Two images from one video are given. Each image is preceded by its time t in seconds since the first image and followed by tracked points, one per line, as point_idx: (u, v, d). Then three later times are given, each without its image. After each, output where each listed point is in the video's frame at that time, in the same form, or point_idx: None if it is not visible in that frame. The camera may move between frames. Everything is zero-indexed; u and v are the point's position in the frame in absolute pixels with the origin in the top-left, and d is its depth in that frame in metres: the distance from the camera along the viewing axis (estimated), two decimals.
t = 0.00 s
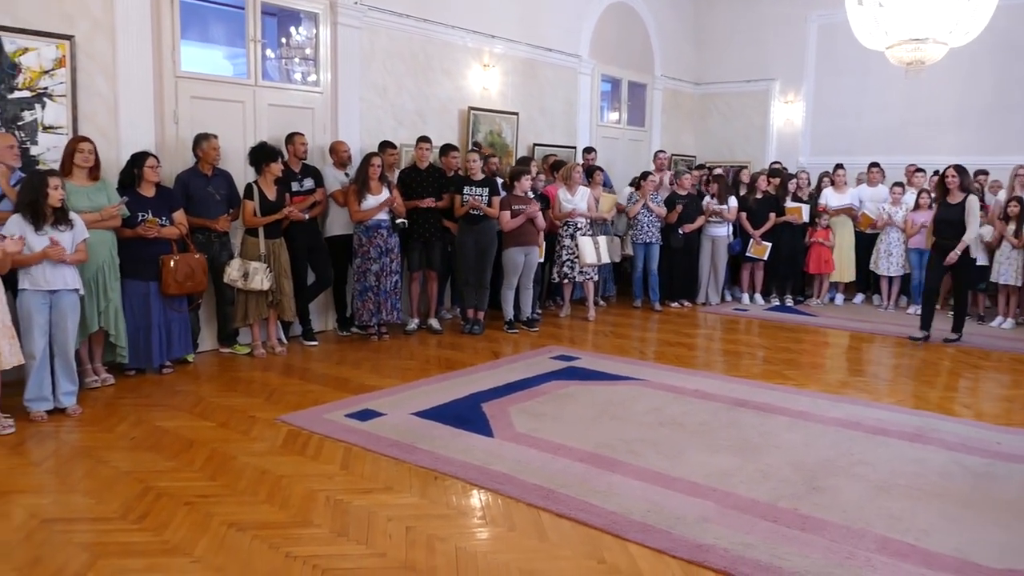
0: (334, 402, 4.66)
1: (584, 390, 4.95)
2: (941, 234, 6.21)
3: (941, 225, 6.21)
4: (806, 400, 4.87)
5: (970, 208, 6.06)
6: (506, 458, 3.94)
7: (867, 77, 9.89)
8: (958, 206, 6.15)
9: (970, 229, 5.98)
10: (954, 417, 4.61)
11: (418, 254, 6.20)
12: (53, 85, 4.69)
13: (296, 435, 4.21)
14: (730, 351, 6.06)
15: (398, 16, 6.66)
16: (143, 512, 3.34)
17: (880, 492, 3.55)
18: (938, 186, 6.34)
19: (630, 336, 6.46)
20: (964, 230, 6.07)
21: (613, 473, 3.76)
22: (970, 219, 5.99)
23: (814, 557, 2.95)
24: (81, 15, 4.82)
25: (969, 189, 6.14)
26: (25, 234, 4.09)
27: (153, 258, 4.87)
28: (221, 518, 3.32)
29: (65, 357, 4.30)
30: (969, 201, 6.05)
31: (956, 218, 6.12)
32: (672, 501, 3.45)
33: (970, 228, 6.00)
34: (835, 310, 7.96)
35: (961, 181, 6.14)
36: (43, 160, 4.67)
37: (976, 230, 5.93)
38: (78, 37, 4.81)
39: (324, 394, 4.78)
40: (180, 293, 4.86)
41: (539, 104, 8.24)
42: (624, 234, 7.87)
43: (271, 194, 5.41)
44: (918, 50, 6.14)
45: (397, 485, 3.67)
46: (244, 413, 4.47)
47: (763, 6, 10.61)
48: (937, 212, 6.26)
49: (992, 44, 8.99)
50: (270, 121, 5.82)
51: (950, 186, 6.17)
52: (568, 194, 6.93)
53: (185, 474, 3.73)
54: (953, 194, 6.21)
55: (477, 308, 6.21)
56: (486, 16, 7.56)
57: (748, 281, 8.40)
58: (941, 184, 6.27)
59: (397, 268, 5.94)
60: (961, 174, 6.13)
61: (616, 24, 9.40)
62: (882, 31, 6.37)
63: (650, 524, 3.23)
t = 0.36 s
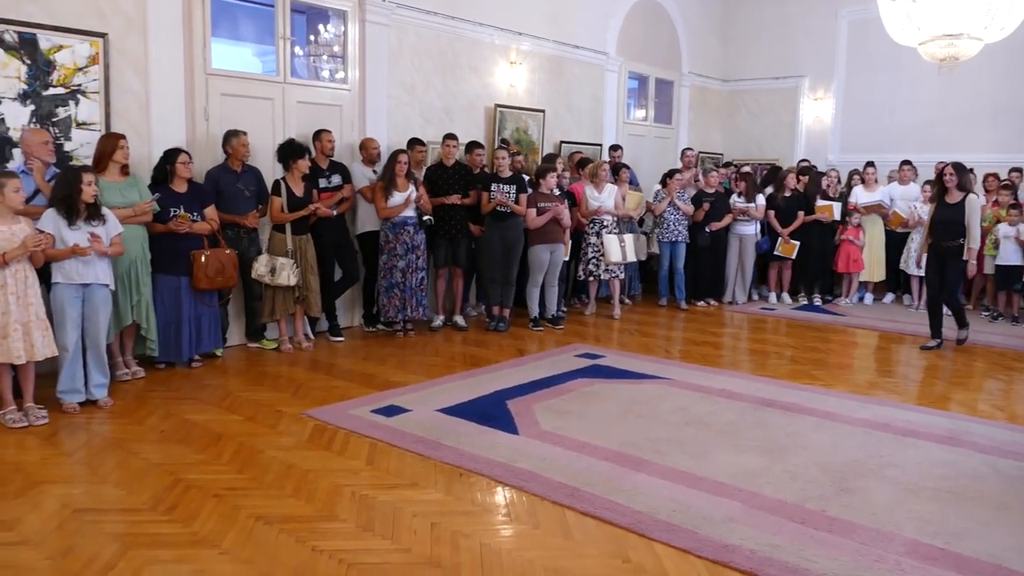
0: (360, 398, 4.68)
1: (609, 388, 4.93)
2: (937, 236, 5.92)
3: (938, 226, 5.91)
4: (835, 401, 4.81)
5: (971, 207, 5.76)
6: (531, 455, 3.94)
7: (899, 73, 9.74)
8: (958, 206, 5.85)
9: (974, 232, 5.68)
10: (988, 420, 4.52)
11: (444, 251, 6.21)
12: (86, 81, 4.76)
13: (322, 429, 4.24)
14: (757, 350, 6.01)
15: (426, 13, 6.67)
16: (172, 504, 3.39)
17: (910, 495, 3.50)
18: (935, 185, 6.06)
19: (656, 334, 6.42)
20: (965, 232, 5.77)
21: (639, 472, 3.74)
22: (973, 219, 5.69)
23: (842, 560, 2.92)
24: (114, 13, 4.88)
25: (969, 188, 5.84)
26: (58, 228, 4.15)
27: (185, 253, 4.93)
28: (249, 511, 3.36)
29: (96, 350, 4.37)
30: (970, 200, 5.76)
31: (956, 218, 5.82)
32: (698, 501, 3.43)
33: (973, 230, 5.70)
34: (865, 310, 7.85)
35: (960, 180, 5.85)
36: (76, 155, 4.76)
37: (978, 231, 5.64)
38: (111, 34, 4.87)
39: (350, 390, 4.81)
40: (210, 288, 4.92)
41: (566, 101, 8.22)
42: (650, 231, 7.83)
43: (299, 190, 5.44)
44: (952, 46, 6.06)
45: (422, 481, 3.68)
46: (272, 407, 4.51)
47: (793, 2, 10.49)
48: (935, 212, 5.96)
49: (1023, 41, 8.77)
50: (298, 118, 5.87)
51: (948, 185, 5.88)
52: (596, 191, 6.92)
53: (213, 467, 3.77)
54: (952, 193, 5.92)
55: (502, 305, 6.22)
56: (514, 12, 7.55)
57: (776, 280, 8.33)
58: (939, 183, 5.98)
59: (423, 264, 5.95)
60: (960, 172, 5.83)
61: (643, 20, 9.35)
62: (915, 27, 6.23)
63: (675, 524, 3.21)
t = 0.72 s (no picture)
0: (378, 396, 4.70)
1: (628, 389, 4.92)
2: (924, 244, 5.73)
3: (927, 235, 5.71)
4: (856, 404, 4.77)
5: (965, 216, 5.61)
6: (549, 455, 3.94)
7: (923, 73, 9.63)
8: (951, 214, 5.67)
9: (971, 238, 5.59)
10: (1013, 425, 4.46)
11: (462, 250, 6.22)
12: (111, 80, 4.81)
13: (341, 427, 4.25)
14: (777, 352, 5.97)
15: (446, 12, 6.68)
16: (192, 500, 3.41)
17: (933, 500, 3.46)
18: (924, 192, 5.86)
19: (674, 335, 6.39)
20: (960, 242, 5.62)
21: (657, 473, 3.72)
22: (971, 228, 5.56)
23: (864, 565, 2.89)
24: (138, 12, 4.92)
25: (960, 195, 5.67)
26: (82, 225, 4.19)
27: (207, 250, 4.96)
28: (268, 508, 3.38)
29: (119, 346, 4.40)
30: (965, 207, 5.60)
31: (950, 228, 5.64)
32: (717, 503, 3.41)
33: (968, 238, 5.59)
34: (886, 312, 7.78)
35: (952, 188, 5.66)
36: (101, 153, 4.81)
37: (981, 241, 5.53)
38: (135, 33, 4.92)
39: (368, 388, 4.82)
40: (233, 285, 4.95)
41: (585, 100, 8.20)
42: (669, 232, 7.80)
43: (319, 189, 5.47)
44: (977, 45, 5.99)
45: (440, 480, 3.69)
46: (291, 405, 4.53)
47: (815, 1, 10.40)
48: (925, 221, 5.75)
49: None
50: (319, 117, 5.89)
51: (940, 192, 5.67)
52: (616, 191, 6.93)
53: (233, 463, 3.80)
54: (943, 201, 5.73)
55: (520, 305, 6.22)
56: (534, 11, 7.54)
57: (796, 281, 8.27)
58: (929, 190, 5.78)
59: (442, 263, 5.96)
60: (951, 179, 5.64)
61: (664, 19, 9.31)
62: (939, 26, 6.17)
63: (695, 526, 3.20)
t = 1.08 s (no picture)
0: (400, 396, 4.71)
1: (649, 389, 4.90)
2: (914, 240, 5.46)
3: (914, 230, 5.44)
4: (881, 404, 4.72)
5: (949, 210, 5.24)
6: (571, 456, 3.93)
7: (948, 69, 9.51)
8: (936, 207, 5.34)
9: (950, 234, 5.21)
10: None
11: (483, 250, 6.23)
12: (136, 83, 4.86)
13: (363, 427, 4.27)
14: (800, 352, 5.92)
15: (466, 13, 6.68)
16: (216, 499, 3.44)
17: (960, 502, 3.41)
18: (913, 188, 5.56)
19: (696, 335, 6.36)
20: (940, 238, 5.28)
21: (679, 474, 3.70)
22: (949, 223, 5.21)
23: (890, 568, 2.85)
24: (162, 16, 4.97)
25: (948, 188, 5.30)
26: (106, 226, 4.25)
27: (232, 252, 4.99)
28: (291, 507, 3.40)
29: (144, 346, 4.45)
30: (947, 200, 5.26)
31: (932, 222, 5.33)
32: (740, 504, 3.39)
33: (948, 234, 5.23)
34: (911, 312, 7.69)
35: (937, 180, 5.33)
36: (126, 155, 4.86)
37: (953, 239, 5.16)
38: (159, 37, 4.97)
39: (389, 388, 4.84)
40: (257, 286, 4.98)
41: (605, 100, 8.17)
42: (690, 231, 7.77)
43: (340, 190, 5.50)
44: (1004, 41, 5.89)
45: (462, 480, 3.69)
46: (313, 405, 4.56)
47: None
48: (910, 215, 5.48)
49: None
50: (340, 118, 5.92)
51: (924, 186, 5.37)
52: (639, 191, 6.95)
53: (256, 463, 3.82)
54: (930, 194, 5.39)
55: (541, 305, 6.21)
56: (553, 11, 7.52)
57: (819, 281, 8.20)
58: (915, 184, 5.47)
59: (463, 264, 5.98)
60: (935, 172, 5.33)
61: (684, 18, 9.26)
62: (965, 22, 6.09)
63: (717, 528, 3.18)
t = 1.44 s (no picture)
0: (426, 397, 4.73)
1: (675, 391, 4.87)
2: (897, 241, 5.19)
3: (897, 231, 5.19)
4: (912, 407, 4.64)
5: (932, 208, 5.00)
6: (596, 457, 3.92)
7: (981, 66, 9.33)
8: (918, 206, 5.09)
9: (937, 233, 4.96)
10: None
11: (508, 250, 6.24)
12: (166, 86, 4.93)
13: (388, 427, 4.29)
14: (829, 354, 5.85)
15: (491, 14, 6.69)
16: (245, 497, 3.48)
17: (994, 508, 3.35)
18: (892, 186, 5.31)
19: (722, 336, 6.31)
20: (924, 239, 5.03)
21: (706, 476, 3.68)
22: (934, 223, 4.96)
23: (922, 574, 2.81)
24: (192, 19, 5.03)
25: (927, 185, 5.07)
26: (136, 228, 4.31)
27: (260, 253, 5.04)
28: (318, 506, 3.42)
29: (173, 346, 4.50)
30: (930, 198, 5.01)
31: (915, 222, 5.08)
32: (769, 507, 3.36)
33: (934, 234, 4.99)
34: (942, 313, 7.56)
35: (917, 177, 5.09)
36: (156, 157, 4.93)
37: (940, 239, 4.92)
38: (189, 40, 5.03)
39: (415, 389, 4.86)
40: (285, 287, 5.03)
41: (630, 99, 8.14)
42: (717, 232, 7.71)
43: (366, 191, 5.52)
44: None
45: (487, 481, 3.69)
46: (339, 404, 4.58)
47: None
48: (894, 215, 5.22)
49: None
50: (366, 120, 5.95)
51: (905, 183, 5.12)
52: (665, 191, 6.93)
53: (284, 462, 3.86)
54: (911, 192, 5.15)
55: (565, 306, 6.20)
56: (579, 11, 7.51)
57: (848, 281, 8.09)
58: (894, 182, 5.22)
59: (488, 265, 5.99)
60: (916, 168, 5.07)
61: (711, 16, 9.19)
62: (999, 18, 5.98)
63: (745, 531, 3.15)
